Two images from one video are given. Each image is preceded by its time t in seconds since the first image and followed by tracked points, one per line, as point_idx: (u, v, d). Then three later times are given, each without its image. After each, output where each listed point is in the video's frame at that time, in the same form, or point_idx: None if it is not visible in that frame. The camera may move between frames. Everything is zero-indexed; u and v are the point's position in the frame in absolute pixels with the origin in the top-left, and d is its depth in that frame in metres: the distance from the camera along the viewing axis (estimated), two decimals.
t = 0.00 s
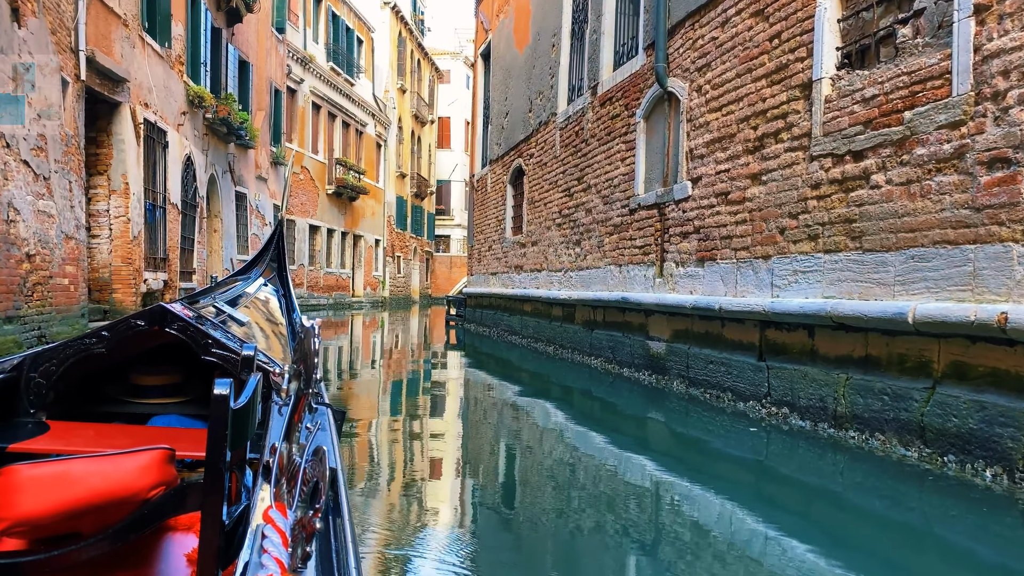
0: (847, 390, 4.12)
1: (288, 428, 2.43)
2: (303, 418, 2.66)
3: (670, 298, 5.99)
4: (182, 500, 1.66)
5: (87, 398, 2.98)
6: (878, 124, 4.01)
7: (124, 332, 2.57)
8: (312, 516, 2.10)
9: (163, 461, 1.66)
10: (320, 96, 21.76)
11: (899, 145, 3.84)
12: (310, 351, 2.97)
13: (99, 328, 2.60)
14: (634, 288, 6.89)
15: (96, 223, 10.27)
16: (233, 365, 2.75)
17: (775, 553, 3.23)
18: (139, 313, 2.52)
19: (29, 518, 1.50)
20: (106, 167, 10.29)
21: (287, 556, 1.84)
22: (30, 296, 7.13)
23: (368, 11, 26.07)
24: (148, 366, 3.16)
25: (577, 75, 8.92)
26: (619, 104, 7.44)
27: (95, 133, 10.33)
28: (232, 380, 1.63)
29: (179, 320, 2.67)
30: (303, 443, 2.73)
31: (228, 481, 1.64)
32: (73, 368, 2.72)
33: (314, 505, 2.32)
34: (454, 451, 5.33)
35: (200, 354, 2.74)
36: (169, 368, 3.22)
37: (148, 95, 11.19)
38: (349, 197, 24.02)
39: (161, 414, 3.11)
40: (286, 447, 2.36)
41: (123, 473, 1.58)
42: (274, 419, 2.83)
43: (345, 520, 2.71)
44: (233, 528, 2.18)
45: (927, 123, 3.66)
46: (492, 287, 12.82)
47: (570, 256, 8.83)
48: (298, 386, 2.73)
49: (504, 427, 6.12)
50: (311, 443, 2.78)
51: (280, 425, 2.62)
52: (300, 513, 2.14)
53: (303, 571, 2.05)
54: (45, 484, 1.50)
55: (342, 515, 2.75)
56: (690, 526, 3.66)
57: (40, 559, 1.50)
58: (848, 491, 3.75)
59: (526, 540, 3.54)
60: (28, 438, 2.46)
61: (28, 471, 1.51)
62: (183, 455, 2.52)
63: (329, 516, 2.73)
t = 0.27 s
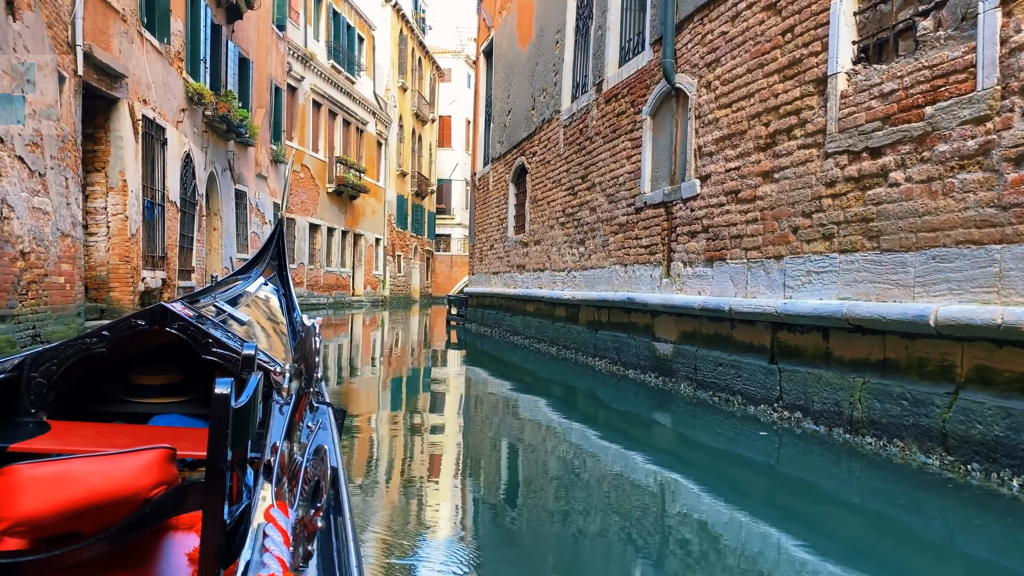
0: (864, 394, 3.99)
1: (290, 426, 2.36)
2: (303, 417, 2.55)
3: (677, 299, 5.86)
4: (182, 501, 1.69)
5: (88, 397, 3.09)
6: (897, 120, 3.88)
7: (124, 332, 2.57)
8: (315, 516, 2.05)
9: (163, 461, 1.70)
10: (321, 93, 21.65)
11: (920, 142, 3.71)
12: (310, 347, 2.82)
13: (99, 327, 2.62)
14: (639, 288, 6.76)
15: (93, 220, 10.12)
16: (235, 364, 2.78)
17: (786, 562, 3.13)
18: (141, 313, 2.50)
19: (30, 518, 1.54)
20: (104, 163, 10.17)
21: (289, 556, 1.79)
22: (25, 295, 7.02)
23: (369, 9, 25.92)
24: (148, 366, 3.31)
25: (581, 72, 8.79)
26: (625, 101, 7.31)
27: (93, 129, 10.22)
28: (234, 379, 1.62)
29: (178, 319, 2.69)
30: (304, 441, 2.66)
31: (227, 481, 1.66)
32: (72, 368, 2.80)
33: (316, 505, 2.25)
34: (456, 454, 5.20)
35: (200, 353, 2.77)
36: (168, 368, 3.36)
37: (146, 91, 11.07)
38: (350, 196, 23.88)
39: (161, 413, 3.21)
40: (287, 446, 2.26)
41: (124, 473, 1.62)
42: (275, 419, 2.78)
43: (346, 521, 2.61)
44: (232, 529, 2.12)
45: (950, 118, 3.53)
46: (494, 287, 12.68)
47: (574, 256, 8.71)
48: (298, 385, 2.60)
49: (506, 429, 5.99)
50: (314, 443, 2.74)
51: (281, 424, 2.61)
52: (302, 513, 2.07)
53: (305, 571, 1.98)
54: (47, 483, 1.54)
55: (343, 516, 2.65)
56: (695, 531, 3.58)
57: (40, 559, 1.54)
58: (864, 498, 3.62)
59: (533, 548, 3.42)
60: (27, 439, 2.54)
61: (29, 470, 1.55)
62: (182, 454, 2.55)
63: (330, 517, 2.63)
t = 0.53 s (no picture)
0: (882, 398, 3.86)
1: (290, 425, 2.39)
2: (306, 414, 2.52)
3: (684, 298, 5.73)
4: (184, 500, 1.69)
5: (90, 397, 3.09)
6: (917, 115, 3.74)
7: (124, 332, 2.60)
8: (317, 511, 1.96)
9: (165, 460, 1.72)
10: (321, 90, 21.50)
11: (942, 137, 3.57)
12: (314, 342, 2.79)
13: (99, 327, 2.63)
14: (645, 287, 6.62)
15: (90, 217, 10.00)
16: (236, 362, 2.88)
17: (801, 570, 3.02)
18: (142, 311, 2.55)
19: (32, 517, 1.56)
20: (101, 159, 10.04)
21: (292, 555, 1.79)
22: (18, 292, 6.90)
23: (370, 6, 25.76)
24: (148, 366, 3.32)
25: (586, 68, 8.65)
26: (630, 97, 7.17)
27: (90, 125, 10.09)
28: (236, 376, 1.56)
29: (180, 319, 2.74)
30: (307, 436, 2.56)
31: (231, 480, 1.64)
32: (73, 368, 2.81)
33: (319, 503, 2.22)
34: (457, 456, 5.08)
35: (202, 352, 2.84)
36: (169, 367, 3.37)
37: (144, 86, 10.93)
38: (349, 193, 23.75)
39: (163, 412, 3.20)
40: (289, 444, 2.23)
41: (126, 472, 1.64)
42: (277, 418, 2.82)
43: (349, 519, 2.47)
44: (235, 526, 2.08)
45: (974, 113, 3.40)
46: (495, 285, 12.54)
47: (577, 255, 8.58)
48: (300, 382, 2.57)
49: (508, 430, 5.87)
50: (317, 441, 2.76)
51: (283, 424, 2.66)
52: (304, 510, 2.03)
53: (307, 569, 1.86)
54: (49, 483, 1.56)
55: (346, 514, 2.52)
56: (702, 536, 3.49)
57: (42, 559, 1.56)
58: (881, 505, 3.50)
59: (539, 557, 3.30)
60: (29, 438, 2.53)
61: (32, 470, 1.57)
62: (185, 453, 2.59)
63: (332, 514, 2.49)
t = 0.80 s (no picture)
0: (900, 399, 3.73)
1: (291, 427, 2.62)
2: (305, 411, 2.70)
3: (691, 296, 5.61)
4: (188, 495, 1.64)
5: (90, 392, 3.00)
6: (939, 106, 3.61)
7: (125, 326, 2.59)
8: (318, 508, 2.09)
9: (167, 455, 1.67)
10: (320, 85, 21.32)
11: (966, 129, 3.44)
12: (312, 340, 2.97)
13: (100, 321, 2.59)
14: (651, 284, 6.49)
15: (85, 212, 9.86)
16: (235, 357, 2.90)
17: None
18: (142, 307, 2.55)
19: (33, 512, 1.50)
20: (97, 153, 9.88)
21: (294, 547, 1.89)
22: (10, 288, 6.76)
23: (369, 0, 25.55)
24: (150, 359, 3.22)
25: (589, 61, 8.50)
26: (635, 90, 7.04)
27: (85, 118, 9.93)
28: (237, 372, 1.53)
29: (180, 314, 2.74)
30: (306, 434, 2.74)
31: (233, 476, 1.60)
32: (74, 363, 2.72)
33: (319, 497, 2.35)
34: (459, 456, 4.95)
35: (202, 346, 2.87)
36: (169, 362, 3.27)
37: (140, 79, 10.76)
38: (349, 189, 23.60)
39: (163, 407, 3.23)
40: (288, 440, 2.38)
41: (129, 467, 1.58)
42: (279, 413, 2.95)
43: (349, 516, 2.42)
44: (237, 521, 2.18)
45: (1001, 104, 3.26)
46: (496, 282, 12.41)
47: (580, 251, 8.45)
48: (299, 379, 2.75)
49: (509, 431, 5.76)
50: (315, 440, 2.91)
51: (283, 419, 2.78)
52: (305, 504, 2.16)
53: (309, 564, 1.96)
54: (49, 478, 1.50)
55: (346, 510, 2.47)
56: (712, 541, 3.39)
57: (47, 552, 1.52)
58: (897, 511, 3.39)
59: (544, 564, 3.18)
60: (29, 431, 2.47)
61: (32, 464, 1.51)
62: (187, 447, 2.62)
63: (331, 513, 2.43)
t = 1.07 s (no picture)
0: (917, 397, 3.61)
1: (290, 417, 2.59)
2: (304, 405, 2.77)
3: (696, 291, 5.48)
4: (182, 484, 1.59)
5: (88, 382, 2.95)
6: (960, 93, 3.47)
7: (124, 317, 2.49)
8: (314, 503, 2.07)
9: (164, 445, 1.62)
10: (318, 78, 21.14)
11: (988, 117, 3.30)
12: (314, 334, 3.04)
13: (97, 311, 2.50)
14: (655, 279, 6.36)
15: (79, 204, 9.71)
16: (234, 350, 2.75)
17: None
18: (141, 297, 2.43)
19: (27, 501, 1.43)
20: (91, 145, 9.72)
21: (288, 543, 1.86)
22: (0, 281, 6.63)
23: None
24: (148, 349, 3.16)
25: (592, 52, 8.35)
26: (639, 81, 6.90)
27: (79, 109, 9.77)
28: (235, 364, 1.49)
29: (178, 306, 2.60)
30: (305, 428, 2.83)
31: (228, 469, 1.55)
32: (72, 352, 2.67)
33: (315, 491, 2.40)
34: (459, 454, 4.82)
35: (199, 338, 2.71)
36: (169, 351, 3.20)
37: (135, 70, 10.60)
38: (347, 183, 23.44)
39: (160, 397, 3.16)
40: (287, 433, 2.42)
41: (126, 456, 1.53)
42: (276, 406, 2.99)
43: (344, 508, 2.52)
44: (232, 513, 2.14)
45: None
46: (496, 277, 12.27)
47: (582, 246, 8.32)
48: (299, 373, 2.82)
49: (508, 427, 5.65)
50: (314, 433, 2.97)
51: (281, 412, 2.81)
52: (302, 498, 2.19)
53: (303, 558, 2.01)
54: (46, 466, 1.43)
55: (341, 503, 2.56)
56: (718, 541, 3.29)
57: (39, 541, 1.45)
58: (916, 512, 3.27)
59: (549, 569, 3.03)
60: (25, 420, 2.46)
61: (27, 452, 1.43)
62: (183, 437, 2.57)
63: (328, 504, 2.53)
